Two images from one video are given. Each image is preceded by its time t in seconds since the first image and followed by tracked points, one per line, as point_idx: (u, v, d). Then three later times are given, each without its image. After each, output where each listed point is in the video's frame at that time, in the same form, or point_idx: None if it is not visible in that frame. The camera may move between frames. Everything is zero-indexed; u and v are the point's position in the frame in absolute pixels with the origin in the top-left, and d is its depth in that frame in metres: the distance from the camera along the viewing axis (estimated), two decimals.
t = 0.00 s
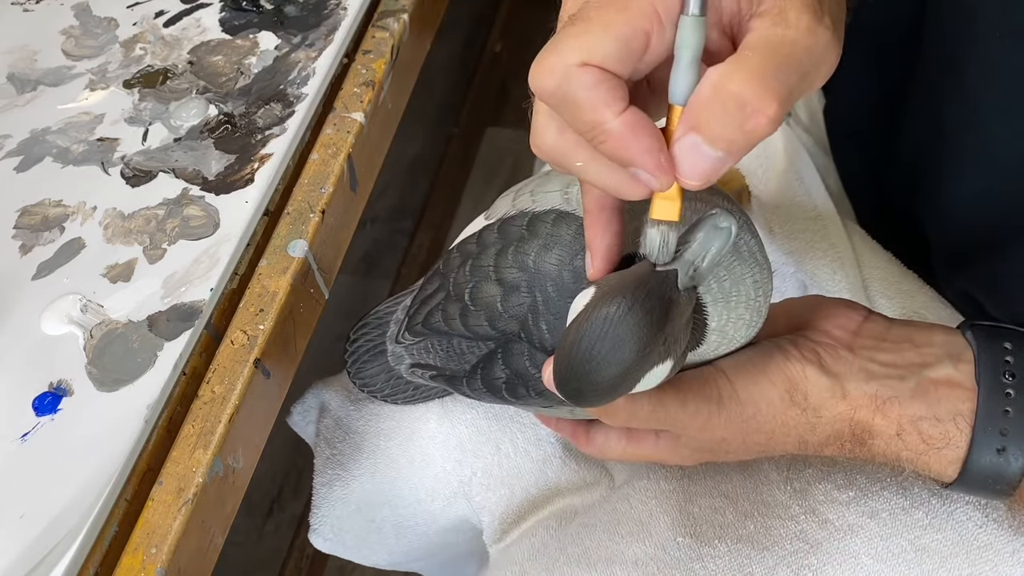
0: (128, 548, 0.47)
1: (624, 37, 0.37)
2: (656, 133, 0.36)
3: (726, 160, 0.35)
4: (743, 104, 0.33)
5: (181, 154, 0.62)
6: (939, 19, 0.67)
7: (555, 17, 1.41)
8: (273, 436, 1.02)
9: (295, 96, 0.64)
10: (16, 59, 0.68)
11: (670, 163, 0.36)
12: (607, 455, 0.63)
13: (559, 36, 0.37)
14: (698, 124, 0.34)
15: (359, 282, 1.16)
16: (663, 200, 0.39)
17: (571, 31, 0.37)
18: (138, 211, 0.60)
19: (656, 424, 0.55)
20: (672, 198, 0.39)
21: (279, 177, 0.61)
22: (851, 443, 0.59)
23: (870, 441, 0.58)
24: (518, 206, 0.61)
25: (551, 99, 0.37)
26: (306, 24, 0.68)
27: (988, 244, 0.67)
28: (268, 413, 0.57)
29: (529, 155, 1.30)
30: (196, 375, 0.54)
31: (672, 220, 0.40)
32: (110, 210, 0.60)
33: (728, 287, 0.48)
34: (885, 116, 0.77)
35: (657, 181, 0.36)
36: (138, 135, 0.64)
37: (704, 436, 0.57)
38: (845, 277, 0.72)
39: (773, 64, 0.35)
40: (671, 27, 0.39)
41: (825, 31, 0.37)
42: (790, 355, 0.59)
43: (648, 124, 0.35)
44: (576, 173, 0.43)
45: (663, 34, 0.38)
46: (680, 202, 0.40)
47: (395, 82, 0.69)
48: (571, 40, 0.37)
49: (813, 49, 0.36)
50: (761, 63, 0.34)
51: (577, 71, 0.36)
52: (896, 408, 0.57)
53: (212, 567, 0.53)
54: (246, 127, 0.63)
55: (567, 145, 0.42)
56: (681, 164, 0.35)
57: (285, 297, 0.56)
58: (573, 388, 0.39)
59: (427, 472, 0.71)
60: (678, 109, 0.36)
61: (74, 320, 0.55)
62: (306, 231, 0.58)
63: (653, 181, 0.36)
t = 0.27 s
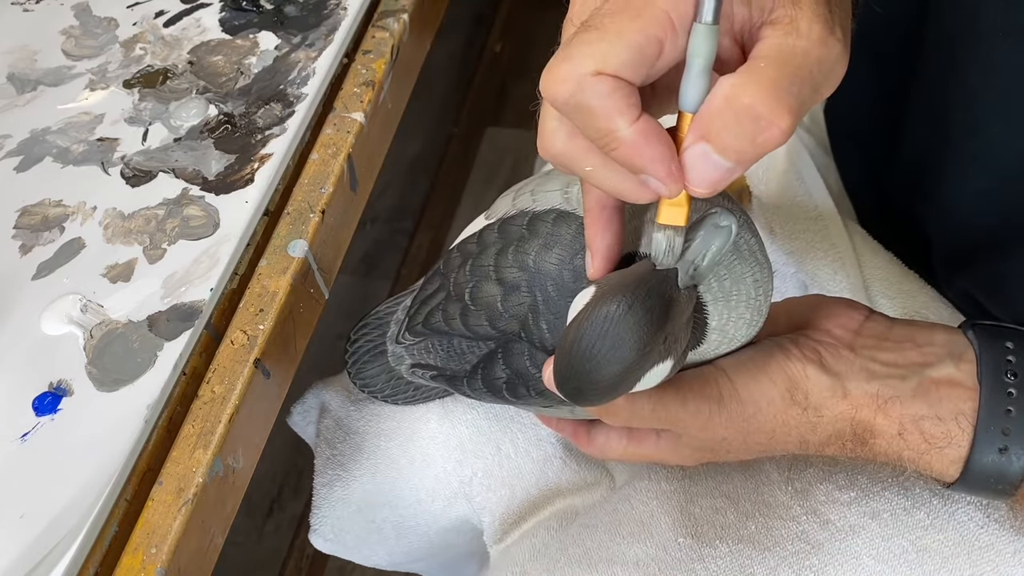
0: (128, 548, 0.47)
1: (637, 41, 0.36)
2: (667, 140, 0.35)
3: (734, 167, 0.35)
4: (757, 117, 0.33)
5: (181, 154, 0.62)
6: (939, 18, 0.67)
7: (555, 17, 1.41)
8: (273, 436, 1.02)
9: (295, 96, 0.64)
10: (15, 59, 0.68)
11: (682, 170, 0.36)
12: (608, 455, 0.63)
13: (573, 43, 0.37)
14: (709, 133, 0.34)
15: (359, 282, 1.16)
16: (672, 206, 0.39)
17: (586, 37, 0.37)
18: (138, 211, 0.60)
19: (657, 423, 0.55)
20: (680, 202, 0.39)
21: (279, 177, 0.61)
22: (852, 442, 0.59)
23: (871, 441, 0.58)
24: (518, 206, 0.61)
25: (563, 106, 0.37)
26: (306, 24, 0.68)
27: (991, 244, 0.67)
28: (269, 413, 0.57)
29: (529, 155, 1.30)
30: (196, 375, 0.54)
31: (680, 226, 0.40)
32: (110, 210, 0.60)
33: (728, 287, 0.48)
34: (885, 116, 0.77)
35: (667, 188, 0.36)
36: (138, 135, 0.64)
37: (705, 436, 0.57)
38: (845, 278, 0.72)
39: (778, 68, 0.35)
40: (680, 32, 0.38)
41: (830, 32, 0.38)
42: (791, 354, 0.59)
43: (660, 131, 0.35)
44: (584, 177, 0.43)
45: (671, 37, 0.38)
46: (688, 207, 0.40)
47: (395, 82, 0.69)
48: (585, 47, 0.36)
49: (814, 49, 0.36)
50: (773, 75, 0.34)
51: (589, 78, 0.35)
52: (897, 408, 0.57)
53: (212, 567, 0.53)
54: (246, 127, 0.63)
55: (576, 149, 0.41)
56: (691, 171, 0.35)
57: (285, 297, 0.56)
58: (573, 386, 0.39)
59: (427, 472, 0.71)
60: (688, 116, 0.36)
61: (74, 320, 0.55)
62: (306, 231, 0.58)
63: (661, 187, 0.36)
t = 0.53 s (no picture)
0: (128, 549, 0.47)
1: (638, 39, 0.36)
2: (667, 138, 0.35)
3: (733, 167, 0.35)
4: (756, 115, 0.33)
5: (181, 154, 0.62)
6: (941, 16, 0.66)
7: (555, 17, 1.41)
8: (274, 436, 1.02)
9: (295, 96, 0.64)
10: (15, 59, 0.68)
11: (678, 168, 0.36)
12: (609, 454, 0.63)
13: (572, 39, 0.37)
14: (708, 131, 0.34)
15: (359, 282, 1.16)
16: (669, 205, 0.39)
17: (585, 34, 0.37)
18: (138, 211, 0.60)
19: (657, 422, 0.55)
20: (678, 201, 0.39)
21: (279, 177, 0.61)
22: (852, 441, 0.59)
23: (872, 440, 0.58)
24: (519, 205, 0.61)
25: (562, 103, 0.37)
26: (306, 24, 0.68)
27: (991, 244, 0.67)
28: (269, 413, 0.57)
29: (529, 155, 1.30)
30: (196, 375, 0.54)
31: (675, 225, 0.39)
32: (110, 210, 0.60)
33: (729, 286, 0.48)
34: (890, 112, 0.77)
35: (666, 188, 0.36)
36: (139, 135, 0.64)
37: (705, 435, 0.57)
38: (846, 277, 0.72)
39: (778, 66, 0.35)
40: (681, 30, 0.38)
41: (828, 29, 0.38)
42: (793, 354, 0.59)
43: (659, 129, 0.35)
44: (582, 175, 0.43)
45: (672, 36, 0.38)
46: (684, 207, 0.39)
47: (395, 81, 0.69)
48: (584, 43, 0.36)
49: (814, 48, 0.36)
50: (773, 74, 0.34)
51: (590, 75, 0.35)
52: (898, 407, 0.57)
53: (212, 567, 0.53)
54: (246, 128, 0.63)
55: (575, 146, 0.41)
56: (688, 170, 0.35)
57: (285, 297, 0.56)
58: (574, 385, 0.39)
59: (427, 472, 0.71)
60: (687, 115, 0.36)
61: (74, 320, 0.55)
62: (306, 231, 0.58)
63: (660, 186, 0.36)
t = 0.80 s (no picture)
0: (128, 549, 0.47)
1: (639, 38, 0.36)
2: (671, 139, 0.35)
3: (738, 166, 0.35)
4: (760, 116, 0.33)
5: (181, 154, 0.62)
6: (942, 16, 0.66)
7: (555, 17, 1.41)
8: (273, 436, 1.02)
9: (295, 96, 0.64)
10: (15, 59, 0.68)
11: (683, 168, 0.36)
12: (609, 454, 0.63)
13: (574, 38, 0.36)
14: (712, 133, 0.34)
15: (359, 282, 1.16)
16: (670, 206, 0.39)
17: (588, 33, 0.36)
18: (138, 211, 0.60)
19: (656, 422, 0.55)
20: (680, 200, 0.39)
21: (279, 177, 0.61)
22: (852, 441, 0.59)
23: (871, 440, 0.58)
24: (518, 205, 0.61)
25: (565, 104, 0.36)
26: (306, 24, 0.68)
27: (989, 242, 0.67)
28: (269, 413, 0.57)
29: (529, 155, 1.30)
30: (196, 375, 0.54)
31: (674, 225, 0.39)
32: (110, 210, 0.60)
33: (728, 285, 0.48)
34: (887, 112, 0.77)
35: (670, 189, 0.36)
36: (139, 135, 0.64)
37: (705, 434, 0.57)
38: (845, 277, 0.72)
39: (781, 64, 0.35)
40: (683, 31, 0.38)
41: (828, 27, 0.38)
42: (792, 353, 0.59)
43: (663, 131, 0.35)
44: (582, 174, 0.43)
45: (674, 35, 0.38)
46: (683, 207, 0.39)
47: (395, 81, 0.69)
48: (586, 42, 0.36)
49: (816, 46, 0.36)
50: (777, 73, 0.34)
51: (594, 77, 0.35)
52: (898, 407, 0.57)
53: (212, 566, 0.53)
54: (246, 128, 0.63)
55: (575, 146, 0.41)
56: (693, 170, 0.36)
57: (285, 297, 0.56)
58: (575, 386, 0.39)
59: (426, 472, 0.71)
60: (690, 115, 0.36)
61: (74, 320, 0.55)
62: (306, 231, 0.58)
63: (663, 187, 0.36)
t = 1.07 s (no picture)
0: (128, 549, 0.47)
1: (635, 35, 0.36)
2: (671, 137, 0.35)
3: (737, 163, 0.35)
4: (760, 113, 0.33)
5: (181, 154, 0.62)
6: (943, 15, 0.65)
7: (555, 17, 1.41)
8: (273, 436, 1.02)
9: (295, 96, 0.64)
10: (15, 59, 0.68)
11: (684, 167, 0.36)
12: (609, 454, 0.63)
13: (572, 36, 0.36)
14: (711, 131, 0.34)
15: (359, 282, 1.16)
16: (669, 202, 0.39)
17: (588, 31, 0.36)
18: (138, 211, 0.60)
19: (656, 422, 0.55)
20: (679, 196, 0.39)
21: (279, 177, 0.61)
22: (852, 442, 0.59)
23: (872, 441, 0.58)
24: (518, 204, 0.61)
25: (565, 101, 0.37)
26: (306, 24, 0.68)
27: (990, 243, 0.67)
28: (269, 413, 0.57)
29: (529, 155, 1.30)
30: (196, 375, 0.54)
31: (672, 222, 0.39)
32: (110, 210, 0.60)
33: (728, 284, 0.48)
34: (889, 110, 0.76)
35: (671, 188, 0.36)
36: (139, 135, 0.64)
37: (705, 434, 0.57)
38: (845, 277, 0.72)
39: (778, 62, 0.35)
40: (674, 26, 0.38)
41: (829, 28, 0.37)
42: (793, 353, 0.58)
43: (664, 129, 0.35)
44: (581, 173, 0.43)
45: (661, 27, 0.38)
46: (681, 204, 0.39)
47: (395, 81, 0.69)
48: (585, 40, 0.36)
49: (817, 46, 0.36)
50: (777, 73, 0.34)
51: (593, 74, 0.35)
52: (899, 407, 0.57)
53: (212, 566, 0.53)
54: (246, 127, 0.63)
55: (574, 144, 0.41)
56: (693, 168, 0.36)
57: (285, 297, 0.56)
58: (574, 386, 0.39)
59: (426, 472, 0.71)
60: (688, 114, 0.36)
61: (74, 320, 0.55)
62: (306, 231, 0.58)
63: (662, 186, 0.36)
